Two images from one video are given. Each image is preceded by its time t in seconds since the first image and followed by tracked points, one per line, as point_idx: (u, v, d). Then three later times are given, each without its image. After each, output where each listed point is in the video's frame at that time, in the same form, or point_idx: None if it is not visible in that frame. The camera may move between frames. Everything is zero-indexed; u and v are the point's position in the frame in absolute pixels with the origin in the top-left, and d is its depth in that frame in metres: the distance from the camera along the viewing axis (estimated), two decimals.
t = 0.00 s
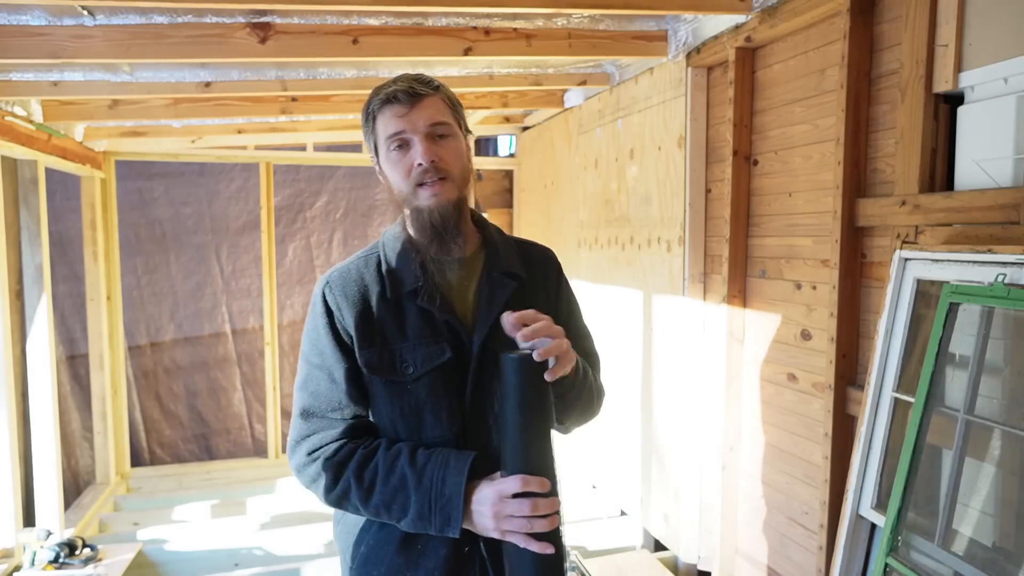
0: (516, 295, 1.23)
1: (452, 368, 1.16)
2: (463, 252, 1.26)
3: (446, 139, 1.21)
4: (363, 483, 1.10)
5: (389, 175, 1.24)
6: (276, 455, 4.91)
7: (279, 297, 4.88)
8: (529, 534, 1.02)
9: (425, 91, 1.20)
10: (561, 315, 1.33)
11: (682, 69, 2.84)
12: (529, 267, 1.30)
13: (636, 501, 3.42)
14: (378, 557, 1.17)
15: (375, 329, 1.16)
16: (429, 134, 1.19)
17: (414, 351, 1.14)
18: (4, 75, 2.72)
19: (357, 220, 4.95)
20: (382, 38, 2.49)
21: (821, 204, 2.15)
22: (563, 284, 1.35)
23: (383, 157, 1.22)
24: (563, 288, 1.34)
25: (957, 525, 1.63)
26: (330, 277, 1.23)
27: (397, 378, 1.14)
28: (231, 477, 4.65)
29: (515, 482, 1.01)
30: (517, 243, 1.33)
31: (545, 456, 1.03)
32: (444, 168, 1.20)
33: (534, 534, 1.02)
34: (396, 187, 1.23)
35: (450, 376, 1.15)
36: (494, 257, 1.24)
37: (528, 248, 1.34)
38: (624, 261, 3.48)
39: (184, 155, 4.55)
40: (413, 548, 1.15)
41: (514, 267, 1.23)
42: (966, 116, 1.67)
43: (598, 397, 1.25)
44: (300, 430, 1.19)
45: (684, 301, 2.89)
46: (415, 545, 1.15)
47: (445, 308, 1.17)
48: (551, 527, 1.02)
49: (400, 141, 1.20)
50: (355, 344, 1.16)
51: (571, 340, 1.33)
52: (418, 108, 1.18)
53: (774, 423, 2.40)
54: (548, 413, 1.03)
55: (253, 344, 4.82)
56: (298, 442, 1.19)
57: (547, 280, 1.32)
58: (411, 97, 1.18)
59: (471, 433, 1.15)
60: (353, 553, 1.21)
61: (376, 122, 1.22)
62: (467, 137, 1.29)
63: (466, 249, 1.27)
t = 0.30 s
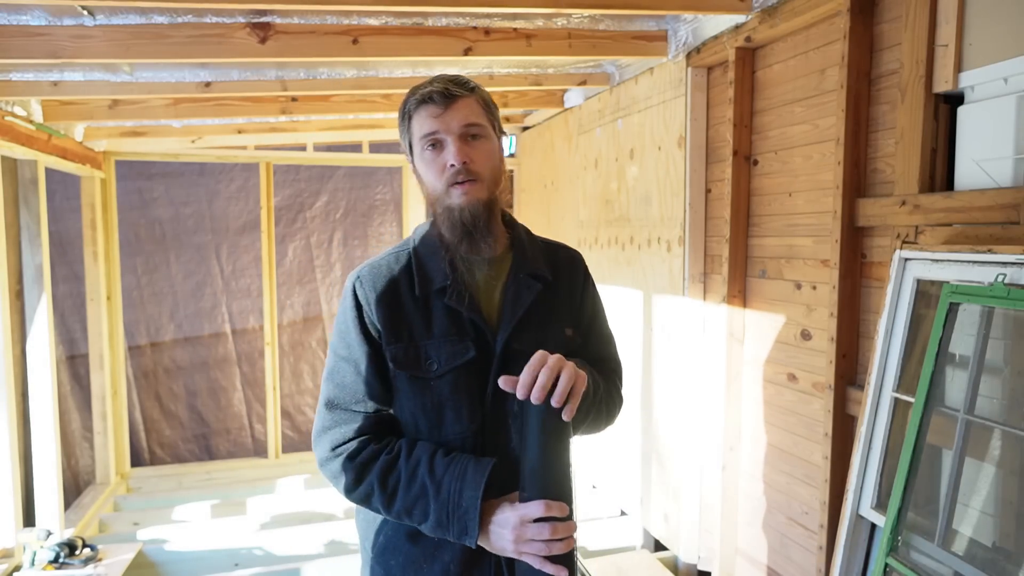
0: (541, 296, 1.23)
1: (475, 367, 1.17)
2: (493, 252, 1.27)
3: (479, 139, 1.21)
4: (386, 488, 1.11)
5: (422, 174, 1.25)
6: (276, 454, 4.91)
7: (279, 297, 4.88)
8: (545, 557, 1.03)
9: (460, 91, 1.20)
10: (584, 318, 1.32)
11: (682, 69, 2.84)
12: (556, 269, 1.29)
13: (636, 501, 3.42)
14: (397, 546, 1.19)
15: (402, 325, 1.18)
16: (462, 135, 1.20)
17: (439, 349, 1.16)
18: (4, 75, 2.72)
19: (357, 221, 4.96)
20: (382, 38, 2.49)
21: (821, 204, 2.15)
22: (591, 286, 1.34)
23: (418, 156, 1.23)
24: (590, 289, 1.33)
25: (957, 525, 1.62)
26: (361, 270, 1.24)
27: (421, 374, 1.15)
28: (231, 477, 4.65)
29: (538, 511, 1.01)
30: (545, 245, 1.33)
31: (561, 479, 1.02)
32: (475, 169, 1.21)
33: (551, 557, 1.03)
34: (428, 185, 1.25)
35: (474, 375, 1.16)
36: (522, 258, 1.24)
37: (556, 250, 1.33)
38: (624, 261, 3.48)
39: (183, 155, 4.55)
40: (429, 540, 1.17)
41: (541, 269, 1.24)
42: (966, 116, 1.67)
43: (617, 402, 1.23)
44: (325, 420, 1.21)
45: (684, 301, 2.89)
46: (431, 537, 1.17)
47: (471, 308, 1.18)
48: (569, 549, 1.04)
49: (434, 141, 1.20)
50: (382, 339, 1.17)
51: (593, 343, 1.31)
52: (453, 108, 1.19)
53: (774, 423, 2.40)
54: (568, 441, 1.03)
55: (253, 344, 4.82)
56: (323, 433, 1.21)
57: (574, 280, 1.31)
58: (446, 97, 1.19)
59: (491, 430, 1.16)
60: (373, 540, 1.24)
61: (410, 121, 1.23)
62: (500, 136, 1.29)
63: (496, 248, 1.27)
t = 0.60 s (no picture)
0: (559, 298, 1.24)
1: (487, 367, 1.18)
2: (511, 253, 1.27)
3: (476, 164, 1.16)
4: (397, 496, 1.14)
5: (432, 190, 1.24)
6: (276, 454, 4.92)
7: (279, 297, 4.88)
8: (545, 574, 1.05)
9: (451, 116, 1.14)
10: (603, 320, 1.32)
11: (682, 69, 2.84)
12: (576, 272, 1.29)
13: (636, 501, 3.43)
14: (406, 539, 1.23)
15: (418, 323, 1.21)
16: (457, 162, 1.16)
17: (452, 348, 1.18)
18: (4, 75, 2.72)
19: (357, 221, 4.97)
20: (382, 38, 2.49)
21: (821, 204, 2.15)
22: (611, 289, 1.34)
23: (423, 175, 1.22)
24: (610, 293, 1.33)
25: (957, 525, 1.63)
26: (381, 267, 1.27)
27: (434, 371, 1.18)
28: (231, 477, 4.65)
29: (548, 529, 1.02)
30: (566, 246, 1.33)
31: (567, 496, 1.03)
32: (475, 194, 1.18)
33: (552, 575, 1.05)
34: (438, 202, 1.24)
35: (486, 374, 1.18)
36: (542, 259, 1.25)
37: (577, 251, 1.34)
38: (624, 261, 3.48)
39: (183, 155, 4.55)
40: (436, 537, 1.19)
41: (560, 272, 1.24)
42: (966, 116, 1.67)
43: (634, 412, 1.23)
44: (337, 412, 1.23)
45: (684, 301, 2.89)
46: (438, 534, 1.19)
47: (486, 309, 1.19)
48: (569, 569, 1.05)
49: (432, 166, 1.18)
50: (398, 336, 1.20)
51: (609, 348, 1.32)
52: (444, 137, 1.14)
53: (774, 422, 2.40)
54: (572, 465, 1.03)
55: (253, 344, 4.82)
56: (336, 425, 1.23)
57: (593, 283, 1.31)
58: (436, 126, 1.14)
59: (501, 430, 1.17)
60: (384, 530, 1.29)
61: (415, 141, 1.21)
62: (511, 142, 1.22)
63: (515, 249, 1.28)
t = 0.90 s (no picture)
0: (566, 298, 1.24)
1: (491, 366, 1.19)
2: (519, 253, 1.27)
3: (486, 165, 1.18)
4: (396, 486, 1.14)
5: (441, 194, 1.26)
6: (276, 454, 4.92)
7: (279, 297, 4.89)
8: None
9: (461, 117, 1.16)
10: (614, 321, 1.31)
11: (682, 69, 2.84)
12: (586, 273, 1.29)
13: (636, 501, 3.43)
14: (410, 534, 1.23)
15: (423, 321, 1.22)
16: (468, 163, 1.17)
17: (456, 347, 1.19)
18: (4, 75, 2.73)
19: (357, 221, 4.97)
20: (382, 38, 2.49)
21: (821, 204, 2.15)
22: (622, 290, 1.33)
23: (433, 179, 1.24)
24: (622, 294, 1.32)
25: (957, 525, 1.62)
26: (390, 267, 1.29)
27: (437, 370, 1.19)
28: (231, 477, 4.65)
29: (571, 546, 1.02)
30: (577, 247, 1.32)
31: (575, 496, 1.03)
32: (486, 195, 1.19)
33: None
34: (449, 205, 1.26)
35: (490, 373, 1.18)
36: (551, 259, 1.25)
37: (587, 252, 1.33)
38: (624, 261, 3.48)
39: (183, 155, 4.55)
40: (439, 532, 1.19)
41: (569, 272, 1.24)
42: (966, 116, 1.67)
43: (644, 418, 1.21)
44: (342, 407, 1.25)
45: (684, 301, 2.89)
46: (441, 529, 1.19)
47: (491, 309, 1.19)
48: None
49: (444, 169, 1.20)
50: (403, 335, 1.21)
51: (620, 350, 1.30)
52: (455, 139, 1.16)
53: (774, 422, 2.40)
54: (580, 465, 1.03)
55: (253, 344, 4.82)
56: (340, 419, 1.25)
57: (603, 283, 1.30)
58: (445, 128, 1.15)
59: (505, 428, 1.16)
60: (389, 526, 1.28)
61: (423, 146, 1.22)
62: (518, 139, 1.24)
63: (523, 249, 1.28)
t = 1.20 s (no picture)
0: (566, 298, 1.24)
1: (485, 362, 1.20)
2: (519, 252, 1.28)
3: (489, 159, 1.20)
4: (340, 433, 1.19)
5: (442, 193, 1.27)
6: (276, 454, 4.92)
7: (279, 297, 4.89)
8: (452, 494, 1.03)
9: (463, 114, 1.17)
10: (618, 322, 1.29)
11: (682, 69, 2.84)
12: (588, 273, 1.28)
13: (636, 501, 3.43)
14: (407, 533, 1.25)
15: (416, 316, 1.25)
16: (472, 158, 1.19)
17: (450, 343, 1.21)
18: (4, 75, 2.72)
19: (357, 221, 4.98)
20: (382, 38, 2.49)
21: (821, 204, 2.15)
22: (626, 288, 1.32)
23: (434, 178, 1.25)
24: (626, 294, 1.31)
25: (957, 525, 1.63)
26: (389, 266, 1.33)
27: (431, 365, 1.21)
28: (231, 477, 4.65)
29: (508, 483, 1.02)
30: (580, 247, 1.32)
31: (577, 501, 1.06)
32: (490, 189, 1.21)
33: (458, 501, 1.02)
34: (450, 203, 1.27)
35: (484, 370, 1.20)
36: (552, 258, 1.25)
37: (591, 251, 1.33)
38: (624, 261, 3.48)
39: (183, 155, 4.55)
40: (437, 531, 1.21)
41: (570, 271, 1.24)
42: (966, 116, 1.67)
43: (649, 423, 1.20)
44: (308, 373, 1.33)
45: (685, 301, 2.89)
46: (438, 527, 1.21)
47: (488, 307, 1.21)
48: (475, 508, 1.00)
49: (446, 166, 1.21)
50: (398, 331, 1.26)
51: (624, 351, 1.29)
52: (457, 135, 1.18)
53: (774, 422, 2.40)
54: (585, 469, 1.06)
55: (253, 344, 4.82)
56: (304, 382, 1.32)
57: (607, 283, 1.30)
58: (448, 124, 1.17)
59: (499, 425, 1.18)
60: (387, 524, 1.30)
61: (423, 146, 1.24)
62: (517, 137, 1.26)
63: (523, 249, 1.29)
